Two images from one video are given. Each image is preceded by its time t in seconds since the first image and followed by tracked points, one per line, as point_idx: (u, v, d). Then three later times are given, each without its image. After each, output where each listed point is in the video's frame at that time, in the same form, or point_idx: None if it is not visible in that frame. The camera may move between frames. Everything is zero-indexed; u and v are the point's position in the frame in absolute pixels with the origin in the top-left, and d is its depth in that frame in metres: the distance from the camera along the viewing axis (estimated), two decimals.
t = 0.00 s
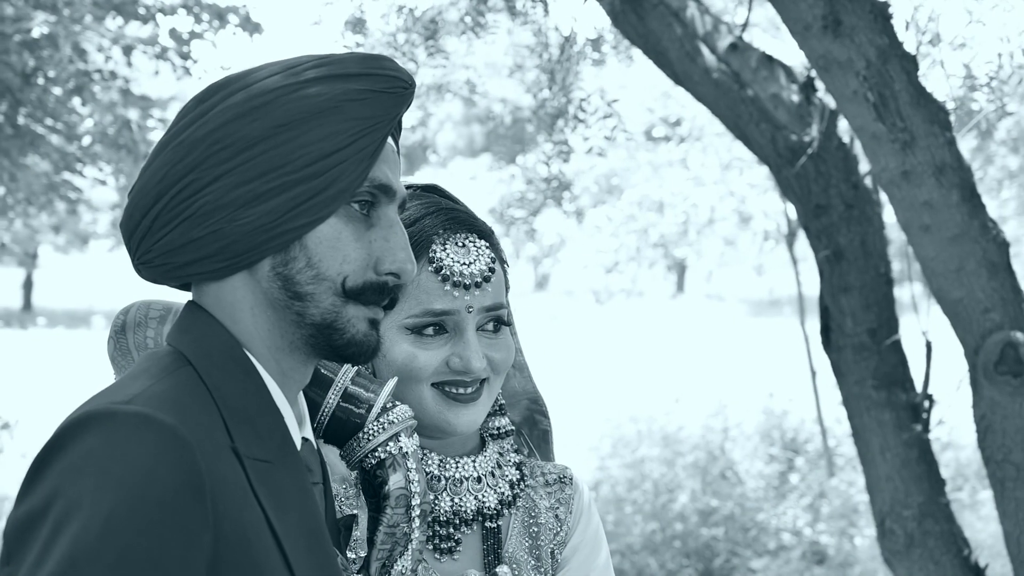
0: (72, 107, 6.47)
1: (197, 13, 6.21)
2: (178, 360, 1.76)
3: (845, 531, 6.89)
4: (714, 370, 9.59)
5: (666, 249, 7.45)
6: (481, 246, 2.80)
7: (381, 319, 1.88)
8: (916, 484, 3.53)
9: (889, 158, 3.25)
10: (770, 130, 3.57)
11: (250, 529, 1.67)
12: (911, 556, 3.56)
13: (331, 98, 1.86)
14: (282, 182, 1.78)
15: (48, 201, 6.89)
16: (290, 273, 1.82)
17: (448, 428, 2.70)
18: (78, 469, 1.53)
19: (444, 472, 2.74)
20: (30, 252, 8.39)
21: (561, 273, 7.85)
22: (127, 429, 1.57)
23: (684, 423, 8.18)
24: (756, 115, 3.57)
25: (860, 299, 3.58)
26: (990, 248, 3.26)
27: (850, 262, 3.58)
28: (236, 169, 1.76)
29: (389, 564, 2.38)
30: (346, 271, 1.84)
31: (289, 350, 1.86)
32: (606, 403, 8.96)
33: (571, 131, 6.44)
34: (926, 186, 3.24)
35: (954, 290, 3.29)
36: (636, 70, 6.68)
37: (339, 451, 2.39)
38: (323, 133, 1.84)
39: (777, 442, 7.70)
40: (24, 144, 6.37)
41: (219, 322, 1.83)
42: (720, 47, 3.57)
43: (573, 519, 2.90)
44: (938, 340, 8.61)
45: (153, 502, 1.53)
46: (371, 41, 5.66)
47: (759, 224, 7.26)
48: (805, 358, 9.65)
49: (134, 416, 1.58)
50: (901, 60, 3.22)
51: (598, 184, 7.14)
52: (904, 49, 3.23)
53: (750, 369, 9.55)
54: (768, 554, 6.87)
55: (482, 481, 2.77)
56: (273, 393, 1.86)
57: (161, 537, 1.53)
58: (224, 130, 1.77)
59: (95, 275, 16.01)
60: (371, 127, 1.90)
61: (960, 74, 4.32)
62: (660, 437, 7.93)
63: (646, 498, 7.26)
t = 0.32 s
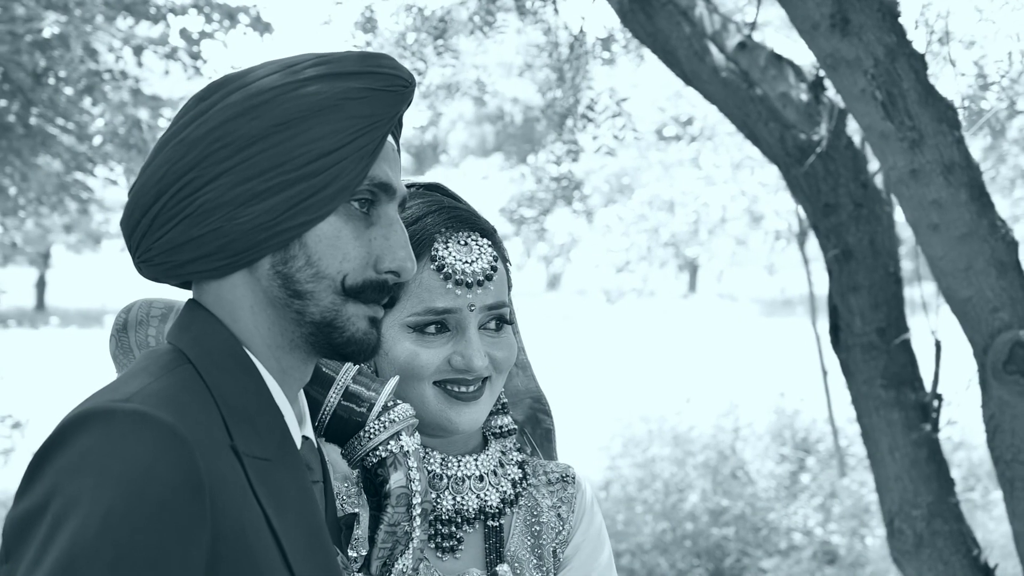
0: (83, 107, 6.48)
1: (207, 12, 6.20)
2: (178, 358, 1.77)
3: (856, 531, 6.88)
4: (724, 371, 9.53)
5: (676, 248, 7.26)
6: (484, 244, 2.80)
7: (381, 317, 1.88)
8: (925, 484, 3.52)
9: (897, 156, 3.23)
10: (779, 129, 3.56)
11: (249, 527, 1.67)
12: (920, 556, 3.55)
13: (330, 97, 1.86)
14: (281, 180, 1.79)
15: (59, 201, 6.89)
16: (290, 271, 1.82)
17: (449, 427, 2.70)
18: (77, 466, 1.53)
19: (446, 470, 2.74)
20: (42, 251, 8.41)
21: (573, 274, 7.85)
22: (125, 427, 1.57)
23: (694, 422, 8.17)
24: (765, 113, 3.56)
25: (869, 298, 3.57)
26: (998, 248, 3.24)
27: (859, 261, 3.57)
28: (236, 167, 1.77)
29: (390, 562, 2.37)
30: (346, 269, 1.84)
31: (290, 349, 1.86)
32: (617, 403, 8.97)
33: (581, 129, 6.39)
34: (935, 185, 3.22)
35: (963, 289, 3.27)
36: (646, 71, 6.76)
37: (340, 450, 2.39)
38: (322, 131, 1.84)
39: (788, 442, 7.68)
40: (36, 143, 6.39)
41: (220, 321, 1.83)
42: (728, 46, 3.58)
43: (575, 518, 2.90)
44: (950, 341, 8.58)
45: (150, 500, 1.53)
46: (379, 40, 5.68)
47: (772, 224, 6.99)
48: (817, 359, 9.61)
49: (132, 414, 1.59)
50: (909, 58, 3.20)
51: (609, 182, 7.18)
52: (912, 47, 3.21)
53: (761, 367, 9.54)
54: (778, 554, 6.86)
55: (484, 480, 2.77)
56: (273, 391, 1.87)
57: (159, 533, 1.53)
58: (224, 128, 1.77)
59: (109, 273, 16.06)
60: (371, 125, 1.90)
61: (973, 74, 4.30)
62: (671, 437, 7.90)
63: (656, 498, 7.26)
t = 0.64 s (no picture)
0: (96, 107, 6.48)
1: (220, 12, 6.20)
2: (179, 356, 1.77)
3: (869, 531, 6.86)
4: (739, 369, 9.53)
5: (689, 247, 7.23)
6: (487, 243, 2.80)
7: (382, 316, 1.88)
8: (936, 483, 3.49)
9: (907, 156, 3.21)
10: (790, 128, 3.55)
11: (250, 527, 1.67)
12: (931, 557, 3.51)
13: (332, 96, 1.87)
14: (282, 180, 1.79)
15: (73, 201, 6.88)
16: (291, 270, 1.82)
17: (453, 426, 2.71)
18: (76, 465, 1.54)
19: (450, 469, 2.74)
20: (57, 251, 8.42)
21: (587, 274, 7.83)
22: (125, 426, 1.57)
23: (707, 421, 8.16)
24: (775, 112, 3.55)
25: (880, 298, 3.56)
26: (1011, 247, 3.20)
27: (870, 260, 3.56)
28: (236, 166, 1.77)
29: (391, 561, 2.39)
30: (347, 268, 1.84)
31: (291, 348, 1.87)
32: (630, 403, 8.98)
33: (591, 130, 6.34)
34: (945, 184, 3.19)
35: (974, 288, 3.23)
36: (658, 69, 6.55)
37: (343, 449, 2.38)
38: (323, 131, 1.84)
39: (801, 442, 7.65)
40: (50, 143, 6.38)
41: (221, 320, 1.84)
42: (739, 46, 3.58)
43: (579, 517, 2.90)
44: (962, 340, 8.55)
45: (150, 498, 1.54)
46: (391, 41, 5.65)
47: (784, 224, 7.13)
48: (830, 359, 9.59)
49: (131, 412, 1.59)
50: (920, 57, 3.19)
51: (623, 183, 6.97)
52: (923, 46, 3.20)
53: (775, 365, 9.54)
54: (791, 554, 6.84)
55: (487, 479, 2.77)
56: (274, 391, 1.87)
57: (157, 532, 1.53)
58: (225, 128, 1.78)
59: (126, 272, 16.07)
60: (372, 123, 1.90)
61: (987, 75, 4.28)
62: (684, 437, 7.85)
63: (668, 497, 7.25)
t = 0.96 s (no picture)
0: (111, 107, 6.48)
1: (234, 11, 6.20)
2: (182, 356, 1.77)
3: (883, 531, 6.83)
4: (753, 368, 9.49)
5: (704, 246, 7.04)
6: (492, 242, 2.80)
7: (385, 316, 1.89)
8: (949, 483, 3.47)
9: (918, 155, 3.18)
10: (801, 126, 3.54)
11: (250, 527, 1.67)
12: (943, 556, 3.48)
13: (334, 96, 1.87)
14: (285, 180, 1.79)
15: (87, 201, 6.89)
16: (293, 269, 1.82)
17: (457, 425, 2.71)
18: (77, 464, 1.54)
19: (455, 469, 2.75)
20: (73, 249, 8.44)
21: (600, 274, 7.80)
22: (125, 425, 1.58)
23: (720, 420, 8.13)
24: (787, 110, 3.53)
25: (892, 297, 3.55)
26: None
27: (882, 259, 3.56)
28: (239, 166, 1.78)
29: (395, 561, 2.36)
30: (350, 268, 1.85)
31: (294, 348, 1.87)
32: (644, 404, 8.93)
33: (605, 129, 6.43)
34: (957, 183, 3.16)
35: (985, 288, 3.20)
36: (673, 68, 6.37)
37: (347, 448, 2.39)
38: (325, 131, 1.84)
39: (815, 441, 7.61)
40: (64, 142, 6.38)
41: (224, 319, 1.84)
42: (751, 44, 3.56)
43: (584, 516, 2.91)
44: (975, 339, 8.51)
45: (151, 496, 1.54)
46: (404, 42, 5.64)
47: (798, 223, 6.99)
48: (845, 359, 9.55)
49: (133, 411, 1.59)
50: (931, 55, 3.17)
51: (636, 183, 6.66)
52: (935, 44, 3.18)
53: (789, 365, 9.49)
54: (805, 554, 6.83)
55: (492, 479, 2.78)
56: (278, 391, 1.87)
57: (157, 531, 1.53)
58: (228, 127, 1.78)
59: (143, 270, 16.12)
60: (375, 123, 1.91)
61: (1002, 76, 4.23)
62: (698, 436, 7.81)
63: (682, 497, 7.24)
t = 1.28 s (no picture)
0: (128, 107, 6.48)
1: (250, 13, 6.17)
2: (187, 356, 1.78)
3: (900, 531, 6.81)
4: (769, 368, 9.45)
5: (719, 246, 6.91)
6: (497, 242, 2.81)
7: (389, 316, 1.89)
8: (964, 483, 3.45)
9: (932, 154, 3.15)
10: (814, 125, 3.53)
11: (253, 527, 1.67)
12: (958, 557, 3.46)
13: (338, 96, 1.87)
14: (290, 180, 1.80)
15: (104, 201, 6.90)
16: (297, 270, 1.83)
17: (463, 425, 2.71)
18: (81, 462, 1.55)
19: (461, 468, 2.75)
20: (91, 249, 8.45)
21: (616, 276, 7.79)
22: (129, 424, 1.58)
23: (736, 420, 8.10)
24: (801, 110, 3.52)
25: (906, 296, 3.54)
26: None
27: (896, 259, 3.55)
28: (244, 166, 1.78)
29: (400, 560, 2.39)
30: (354, 268, 1.85)
31: (299, 349, 1.87)
32: (658, 403, 8.92)
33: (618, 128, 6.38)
34: (972, 182, 3.12)
35: (1001, 288, 3.17)
36: (689, 69, 6.23)
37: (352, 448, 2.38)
38: (329, 130, 1.85)
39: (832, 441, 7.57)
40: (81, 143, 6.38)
41: (228, 317, 1.84)
42: (764, 43, 3.55)
43: (590, 516, 2.91)
44: (990, 338, 8.47)
45: (154, 495, 1.54)
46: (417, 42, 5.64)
47: (815, 223, 6.90)
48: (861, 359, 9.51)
49: (137, 410, 1.60)
50: (945, 54, 3.12)
51: (652, 183, 6.52)
52: (948, 43, 3.14)
53: (805, 366, 9.46)
54: (821, 554, 6.83)
55: (498, 478, 2.78)
56: (282, 391, 1.87)
57: (160, 530, 1.53)
58: (232, 127, 1.78)
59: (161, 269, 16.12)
60: (379, 123, 1.91)
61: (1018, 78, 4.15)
62: (713, 437, 7.78)
63: (698, 497, 7.22)
